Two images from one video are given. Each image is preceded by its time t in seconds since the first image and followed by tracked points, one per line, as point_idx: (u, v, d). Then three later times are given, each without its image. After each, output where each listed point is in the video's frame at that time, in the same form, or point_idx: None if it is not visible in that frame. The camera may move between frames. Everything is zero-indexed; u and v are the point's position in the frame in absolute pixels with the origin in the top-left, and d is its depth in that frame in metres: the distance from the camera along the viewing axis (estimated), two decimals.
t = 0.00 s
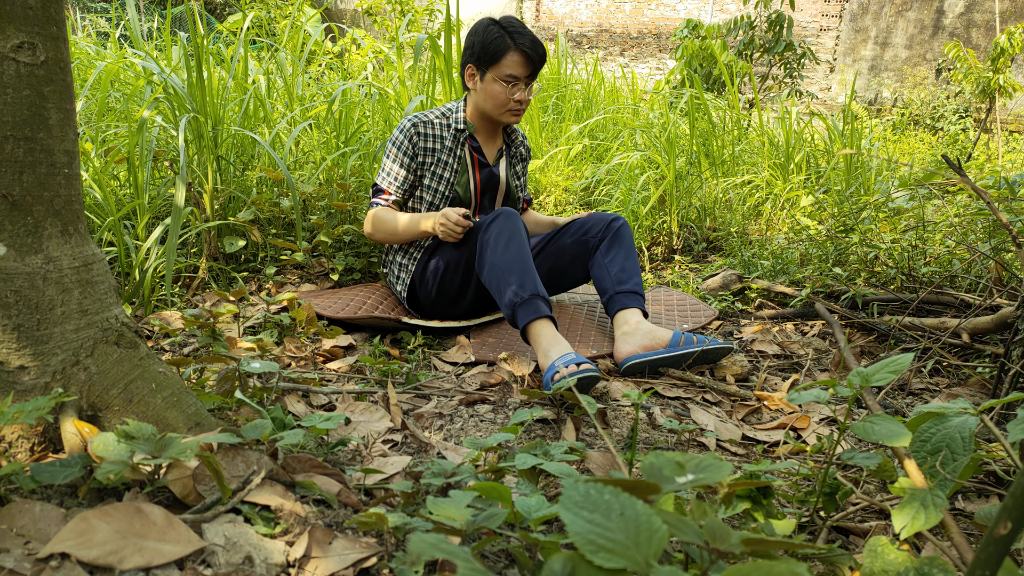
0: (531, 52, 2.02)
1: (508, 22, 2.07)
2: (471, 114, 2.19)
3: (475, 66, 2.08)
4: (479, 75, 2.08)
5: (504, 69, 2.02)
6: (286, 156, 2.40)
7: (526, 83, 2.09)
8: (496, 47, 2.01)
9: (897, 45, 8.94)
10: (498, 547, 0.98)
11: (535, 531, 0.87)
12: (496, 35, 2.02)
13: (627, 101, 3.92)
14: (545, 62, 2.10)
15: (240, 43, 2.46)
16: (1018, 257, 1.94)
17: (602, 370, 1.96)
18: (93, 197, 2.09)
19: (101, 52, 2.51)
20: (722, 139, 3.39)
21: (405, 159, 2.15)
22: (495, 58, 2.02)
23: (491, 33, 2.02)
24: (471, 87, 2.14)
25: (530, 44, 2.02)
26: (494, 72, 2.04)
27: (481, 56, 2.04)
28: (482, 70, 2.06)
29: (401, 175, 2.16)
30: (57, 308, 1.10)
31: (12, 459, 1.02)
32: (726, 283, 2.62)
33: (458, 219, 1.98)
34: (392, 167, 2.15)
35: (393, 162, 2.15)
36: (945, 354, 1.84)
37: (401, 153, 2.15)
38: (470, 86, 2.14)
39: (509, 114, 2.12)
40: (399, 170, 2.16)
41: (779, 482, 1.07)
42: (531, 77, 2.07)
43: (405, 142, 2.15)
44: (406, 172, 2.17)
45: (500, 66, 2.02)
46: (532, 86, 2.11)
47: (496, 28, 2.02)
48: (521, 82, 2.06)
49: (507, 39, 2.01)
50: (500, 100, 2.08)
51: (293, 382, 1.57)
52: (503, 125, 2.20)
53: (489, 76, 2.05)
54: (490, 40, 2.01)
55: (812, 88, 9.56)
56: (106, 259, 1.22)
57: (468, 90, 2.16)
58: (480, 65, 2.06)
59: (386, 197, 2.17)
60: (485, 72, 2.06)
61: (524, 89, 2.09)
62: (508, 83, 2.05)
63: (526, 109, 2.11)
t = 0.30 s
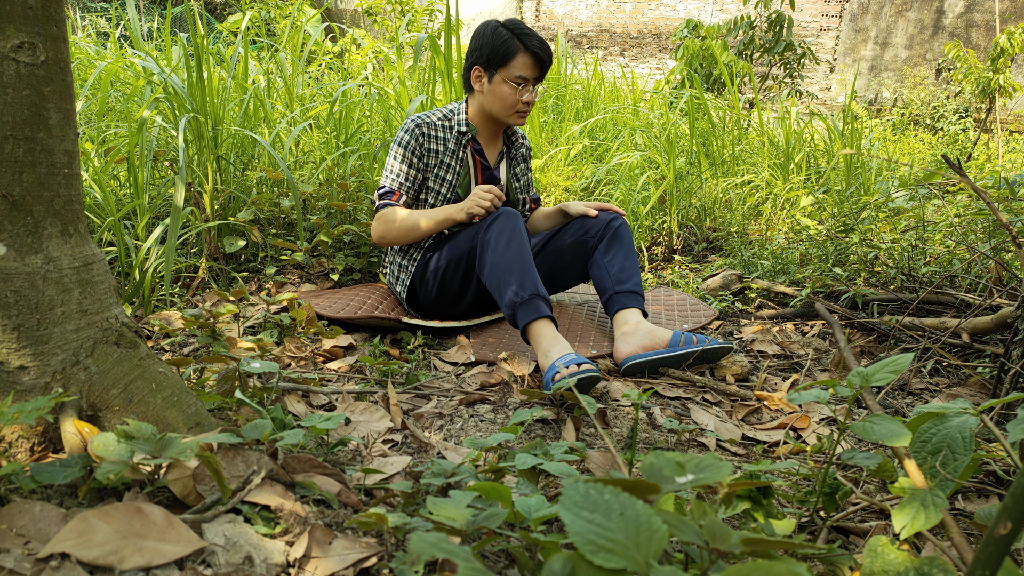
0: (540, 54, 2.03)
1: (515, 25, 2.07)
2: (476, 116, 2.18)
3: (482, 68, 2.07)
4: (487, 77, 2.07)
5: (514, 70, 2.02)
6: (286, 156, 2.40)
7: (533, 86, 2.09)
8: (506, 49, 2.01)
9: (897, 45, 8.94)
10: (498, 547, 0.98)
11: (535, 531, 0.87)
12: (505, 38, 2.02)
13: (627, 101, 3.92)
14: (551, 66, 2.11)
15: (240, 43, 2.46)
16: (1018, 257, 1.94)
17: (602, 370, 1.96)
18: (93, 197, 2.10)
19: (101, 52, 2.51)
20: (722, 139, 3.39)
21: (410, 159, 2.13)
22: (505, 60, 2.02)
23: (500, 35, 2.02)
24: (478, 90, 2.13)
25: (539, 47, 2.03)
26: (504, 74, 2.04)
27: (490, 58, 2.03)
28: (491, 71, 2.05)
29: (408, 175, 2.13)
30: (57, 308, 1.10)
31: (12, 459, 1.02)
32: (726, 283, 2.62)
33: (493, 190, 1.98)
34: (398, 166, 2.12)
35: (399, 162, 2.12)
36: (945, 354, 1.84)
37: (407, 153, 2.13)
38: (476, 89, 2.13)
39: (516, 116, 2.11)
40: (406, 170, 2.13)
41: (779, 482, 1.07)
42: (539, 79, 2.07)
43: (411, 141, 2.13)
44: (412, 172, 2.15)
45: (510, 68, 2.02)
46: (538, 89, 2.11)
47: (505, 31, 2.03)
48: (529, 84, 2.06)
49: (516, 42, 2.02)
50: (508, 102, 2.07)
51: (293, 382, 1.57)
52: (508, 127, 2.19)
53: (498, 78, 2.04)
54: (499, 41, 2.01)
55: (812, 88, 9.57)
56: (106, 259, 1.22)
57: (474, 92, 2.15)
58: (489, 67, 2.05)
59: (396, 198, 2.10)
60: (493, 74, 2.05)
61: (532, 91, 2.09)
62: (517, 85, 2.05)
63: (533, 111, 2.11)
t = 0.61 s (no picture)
0: (544, 55, 2.03)
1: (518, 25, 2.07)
2: (479, 117, 2.18)
3: (486, 68, 2.06)
4: (490, 77, 2.07)
5: (518, 71, 2.02)
6: (286, 156, 2.40)
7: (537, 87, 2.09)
8: (510, 49, 2.00)
9: (897, 45, 8.94)
10: (498, 547, 0.98)
11: (535, 531, 0.87)
12: (509, 38, 2.01)
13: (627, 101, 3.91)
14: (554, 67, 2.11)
15: (241, 43, 2.46)
16: (1018, 257, 1.94)
17: (602, 370, 1.96)
18: (93, 197, 2.10)
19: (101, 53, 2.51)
20: (722, 139, 3.39)
21: (418, 156, 2.13)
22: (509, 61, 2.01)
23: (504, 36, 2.02)
24: (481, 90, 2.12)
25: (543, 47, 2.03)
26: (508, 74, 2.03)
27: (494, 58, 2.03)
28: (494, 72, 2.05)
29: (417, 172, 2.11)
30: (57, 308, 1.10)
31: (12, 459, 1.02)
32: (726, 283, 2.62)
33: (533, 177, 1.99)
34: (407, 163, 2.11)
35: (407, 159, 2.11)
36: (945, 354, 1.84)
37: (415, 149, 2.12)
38: (479, 89, 2.12)
39: (519, 117, 2.11)
40: (415, 167, 2.12)
41: (779, 482, 1.07)
42: (542, 80, 2.07)
43: (418, 139, 2.13)
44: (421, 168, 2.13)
45: (514, 68, 2.02)
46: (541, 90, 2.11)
47: (509, 32, 2.02)
48: (533, 85, 2.06)
49: (521, 42, 2.01)
50: (511, 103, 2.06)
51: (293, 382, 1.57)
52: (510, 127, 2.19)
53: (501, 79, 2.04)
54: (504, 42, 2.01)
55: (812, 88, 9.56)
56: (106, 259, 1.22)
57: (477, 91, 2.14)
58: (492, 67, 2.05)
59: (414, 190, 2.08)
60: (497, 74, 2.05)
61: (535, 92, 2.09)
62: (521, 86, 2.05)
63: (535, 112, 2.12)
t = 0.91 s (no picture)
0: (539, 54, 2.00)
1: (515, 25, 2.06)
2: (480, 119, 2.17)
3: (483, 68, 2.06)
4: (487, 77, 2.06)
5: (513, 70, 2.01)
6: (287, 156, 2.40)
7: (534, 86, 2.06)
8: (504, 48, 1.99)
9: (897, 44, 8.94)
10: (498, 547, 0.98)
11: (535, 531, 0.87)
12: (504, 37, 2.01)
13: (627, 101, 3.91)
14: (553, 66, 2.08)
15: (241, 43, 2.46)
16: (1018, 257, 1.94)
17: (602, 370, 1.96)
18: (93, 197, 2.10)
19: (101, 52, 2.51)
20: (722, 139, 3.39)
21: (422, 160, 2.13)
22: (503, 60, 2.00)
23: (498, 35, 2.01)
24: (479, 91, 2.12)
25: (539, 46, 2.01)
26: (502, 74, 2.02)
27: (489, 57, 2.03)
28: (490, 72, 2.04)
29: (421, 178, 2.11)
30: (57, 308, 1.10)
31: (12, 459, 1.02)
32: (726, 283, 2.62)
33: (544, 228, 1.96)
34: (411, 167, 2.11)
35: (411, 164, 2.11)
36: (945, 354, 1.84)
37: (419, 153, 2.12)
38: (478, 89, 2.13)
39: (516, 118, 2.09)
40: (419, 171, 2.12)
41: (779, 482, 1.07)
42: (539, 80, 2.04)
43: (421, 143, 2.12)
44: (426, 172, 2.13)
45: (509, 68, 2.01)
46: (540, 90, 2.08)
47: (505, 30, 2.01)
48: (529, 84, 2.04)
49: (516, 41, 2.00)
50: (507, 103, 2.05)
51: (294, 382, 1.57)
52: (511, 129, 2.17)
53: (497, 78, 2.03)
54: (498, 41, 2.00)
55: (812, 88, 9.56)
56: (106, 259, 1.22)
57: (476, 92, 2.14)
58: (488, 67, 2.04)
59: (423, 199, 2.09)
60: (493, 73, 2.04)
61: (533, 92, 2.06)
62: (516, 85, 2.03)
63: (534, 113, 2.08)
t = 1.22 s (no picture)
0: (526, 53, 2.00)
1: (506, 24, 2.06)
2: (472, 118, 2.17)
3: (472, 67, 2.07)
4: (476, 75, 2.07)
5: (500, 69, 2.01)
6: (287, 156, 2.40)
7: (523, 86, 2.06)
8: (491, 46, 2.00)
9: (897, 45, 8.94)
10: (498, 547, 0.98)
11: (535, 531, 0.87)
12: (492, 35, 2.01)
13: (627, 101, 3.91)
14: (543, 66, 2.07)
15: (240, 43, 2.46)
16: (1018, 257, 1.94)
17: (602, 370, 1.96)
18: (93, 197, 2.10)
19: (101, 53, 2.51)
20: (722, 139, 3.39)
21: (419, 159, 2.12)
22: (491, 58, 2.00)
23: (488, 33, 2.01)
24: (471, 90, 2.13)
25: (526, 45, 2.00)
26: (491, 73, 2.02)
27: (478, 56, 2.03)
28: (479, 70, 2.05)
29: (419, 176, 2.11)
30: (57, 309, 1.10)
31: (12, 459, 1.02)
32: (726, 283, 2.62)
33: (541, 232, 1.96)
34: (409, 166, 2.10)
35: (408, 163, 2.10)
36: (945, 354, 1.84)
37: (416, 153, 2.12)
38: (469, 88, 2.14)
39: (506, 117, 2.08)
40: (416, 170, 2.12)
41: (779, 482, 1.07)
42: (528, 78, 2.03)
43: (418, 141, 2.12)
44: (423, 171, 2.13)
45: (496, 66, 2.01)
46: (530, 89, 2.07)
47: (493, 28, 2.02)
48: (518, 83, 2.04)
49: (503, 40, 2.00)
50: (495, 101, 2.05)
51: (294, 382, 1.57)
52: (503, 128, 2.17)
53: (485, 77, 2.03)
54: (486, 39, 2.01)
55: (812, 88, 9.56)
56: (106, 259, 1.22)
57: (469, 92, 2.16)
58: (477, 65, 2.05)
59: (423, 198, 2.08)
60: (482, 72, 2.05)
61: (523, 92, 2.06)
62: (504, 84, 2.03)
63: (524, 112, 2.08)
